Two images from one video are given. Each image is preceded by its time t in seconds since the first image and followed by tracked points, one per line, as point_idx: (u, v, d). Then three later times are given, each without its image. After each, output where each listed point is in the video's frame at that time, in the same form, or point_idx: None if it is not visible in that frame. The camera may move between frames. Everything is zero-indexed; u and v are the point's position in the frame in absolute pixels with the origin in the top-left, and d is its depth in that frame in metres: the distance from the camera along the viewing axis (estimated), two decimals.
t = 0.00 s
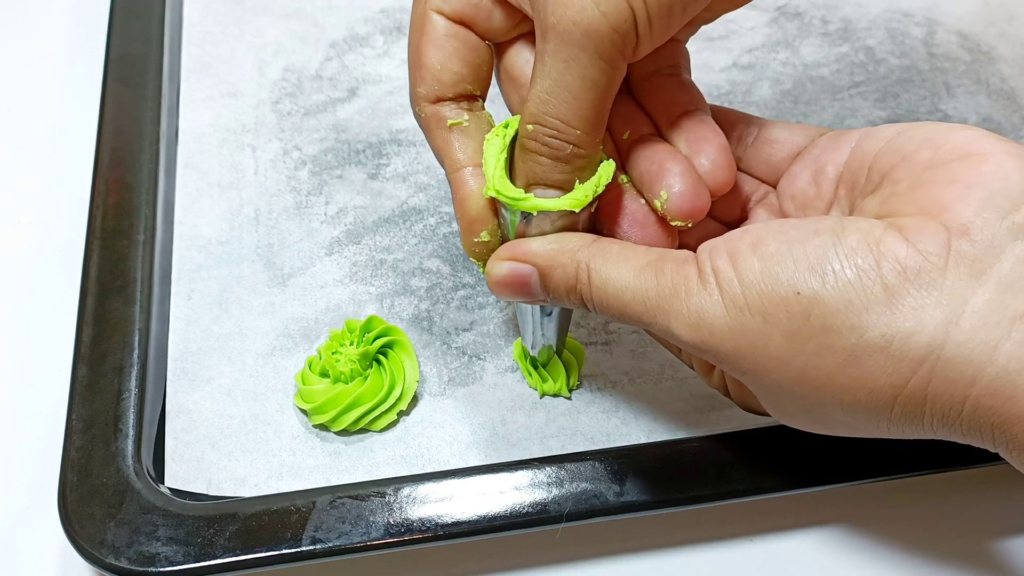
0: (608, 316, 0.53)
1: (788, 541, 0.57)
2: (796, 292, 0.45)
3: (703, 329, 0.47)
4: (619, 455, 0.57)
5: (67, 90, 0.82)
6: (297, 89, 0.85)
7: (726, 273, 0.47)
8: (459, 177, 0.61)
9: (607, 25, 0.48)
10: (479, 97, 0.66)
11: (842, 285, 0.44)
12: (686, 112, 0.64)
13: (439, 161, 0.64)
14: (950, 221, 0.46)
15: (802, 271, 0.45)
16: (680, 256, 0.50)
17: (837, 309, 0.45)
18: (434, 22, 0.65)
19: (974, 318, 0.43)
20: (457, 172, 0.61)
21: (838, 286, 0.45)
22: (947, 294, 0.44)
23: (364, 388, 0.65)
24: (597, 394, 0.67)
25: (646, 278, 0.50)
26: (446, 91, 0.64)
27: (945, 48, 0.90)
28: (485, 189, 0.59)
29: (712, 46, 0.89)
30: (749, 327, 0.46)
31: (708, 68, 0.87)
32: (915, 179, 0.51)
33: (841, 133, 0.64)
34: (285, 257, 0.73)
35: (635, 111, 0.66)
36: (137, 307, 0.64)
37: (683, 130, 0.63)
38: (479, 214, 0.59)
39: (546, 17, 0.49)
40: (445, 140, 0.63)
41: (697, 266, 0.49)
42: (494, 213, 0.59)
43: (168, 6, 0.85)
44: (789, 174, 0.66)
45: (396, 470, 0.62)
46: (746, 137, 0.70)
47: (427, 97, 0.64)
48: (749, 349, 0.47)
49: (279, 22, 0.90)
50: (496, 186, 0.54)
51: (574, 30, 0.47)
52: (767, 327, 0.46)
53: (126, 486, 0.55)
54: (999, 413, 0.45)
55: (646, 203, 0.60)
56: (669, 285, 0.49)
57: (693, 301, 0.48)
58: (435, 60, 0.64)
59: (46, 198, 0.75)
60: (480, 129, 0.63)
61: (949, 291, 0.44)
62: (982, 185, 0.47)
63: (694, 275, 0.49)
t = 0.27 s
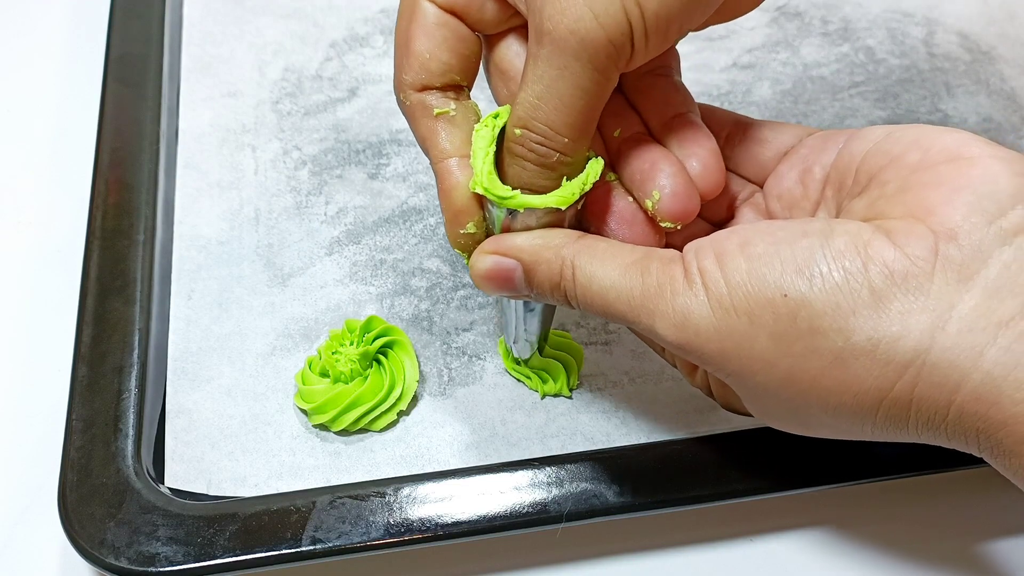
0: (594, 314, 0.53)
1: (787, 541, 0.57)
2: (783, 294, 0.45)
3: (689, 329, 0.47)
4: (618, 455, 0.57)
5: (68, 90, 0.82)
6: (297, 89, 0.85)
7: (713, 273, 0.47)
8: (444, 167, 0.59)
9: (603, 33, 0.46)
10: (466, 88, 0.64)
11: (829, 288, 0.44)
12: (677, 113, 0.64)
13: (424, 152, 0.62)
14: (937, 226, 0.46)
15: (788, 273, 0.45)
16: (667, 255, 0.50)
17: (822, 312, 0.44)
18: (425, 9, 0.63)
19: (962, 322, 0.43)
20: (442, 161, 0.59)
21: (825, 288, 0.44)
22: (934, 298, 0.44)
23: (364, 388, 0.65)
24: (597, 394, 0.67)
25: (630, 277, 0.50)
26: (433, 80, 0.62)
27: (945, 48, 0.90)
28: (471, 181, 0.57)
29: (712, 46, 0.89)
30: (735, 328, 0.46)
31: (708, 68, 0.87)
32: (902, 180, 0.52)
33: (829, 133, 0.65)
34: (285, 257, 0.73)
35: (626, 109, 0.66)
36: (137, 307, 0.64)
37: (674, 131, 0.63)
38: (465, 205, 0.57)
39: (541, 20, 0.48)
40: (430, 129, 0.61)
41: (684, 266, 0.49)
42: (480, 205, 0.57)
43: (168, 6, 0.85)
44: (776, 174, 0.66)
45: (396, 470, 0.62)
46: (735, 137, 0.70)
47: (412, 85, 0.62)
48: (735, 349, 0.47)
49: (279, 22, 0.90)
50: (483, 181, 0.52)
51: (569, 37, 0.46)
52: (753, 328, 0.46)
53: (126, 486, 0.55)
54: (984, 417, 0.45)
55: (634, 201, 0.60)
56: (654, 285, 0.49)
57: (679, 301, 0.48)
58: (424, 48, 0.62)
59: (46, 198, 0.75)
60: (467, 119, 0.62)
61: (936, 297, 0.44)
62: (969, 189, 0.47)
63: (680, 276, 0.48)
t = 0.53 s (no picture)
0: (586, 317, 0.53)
1: (787, 541, 0.57)
2: (779, 296, 0.45)
3: (682, 331, 0.47)
4: (617, 455, 0.57)
5: (68, 90, 0.82)
6: (297, 89, 0.85)
7: (707, 275, 0.47)
8: (430, 164, 0.59)
9: (591, 44, 0.47)
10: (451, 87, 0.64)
11: (826, 290, 0.44)
12: (670, 114, 0.64)
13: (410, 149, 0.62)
14: (935, 228, 0.46)
15: (784, 275, 0.45)
16: (659, 256, 0.50)
17: (819, 315, 0.44)
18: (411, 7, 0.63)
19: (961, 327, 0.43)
20: (429, 158, 0.59)
21: (822, 290, 0.44)
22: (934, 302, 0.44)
23: (364, 388, 0.65)
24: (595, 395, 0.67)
25: (622, 279, 0.49)
26: (418, 78, 0.62)
27: (945, 48, 0.90)
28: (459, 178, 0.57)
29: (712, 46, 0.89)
30: (729, 331, 0.46)
31: (708, 68, 0.88)
32: (896, 185, 0.52)
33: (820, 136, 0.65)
34: (285, 257, 0.73)
35: (616, 109, 0.65)
36: (137, 307, 0.64)
37: (665, 132, 0.63)
38: (454, 202, 0.57)
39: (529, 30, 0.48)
40: (415, 127, 0.61)
41: (677, 267, 0.49)
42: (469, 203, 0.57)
43: (168, 6, 0.85)
44: (767, 176, 0.66)
45: (395, 471, 0.62)
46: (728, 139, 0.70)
47: (396, 83, 0.62)
48: (729, 352, 0.47)
49: (279, 22, 0.90)
50: (474, 180, 0.52)
51: (558, 47, 0.47)
52: (748, 331, 0.46)
53: (126, 486, 0.55)
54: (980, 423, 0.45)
55: (625, 201, 0.59)
56: (647, 286, 0.48)
57: (672, 302, 0.47)
58: (409, 45, 0.62)
59: (46, 198, 0.75)
60: (452, 116, 0.62)
61: (934, 300, 0.44)
62: (966, 191, 0.47)
63: (673, 277, 0.48)
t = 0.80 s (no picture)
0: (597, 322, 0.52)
1: (786, 542, 0.57)
2: (795, 301, 0.45)
3: (695, 337, 0.47)
4: (618, 454, 0.57)
5: (68, 90, 0.82)
6: (297, 89, 0.85)
7: (721, 279, 0.46)
8: (432, 175, 0.59)
9: (593, 62, 0.46)
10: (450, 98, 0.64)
11: (844, 294, 0.44)
12: (674, 122, 0.64)
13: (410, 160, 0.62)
14: (955, 231, 0.46)
15: (802, 279, 0.45)
16: (671, 260, 0.50)
17: (838, 320, 0.44)
18: (409, 18, 0.63)
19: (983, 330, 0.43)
20: (431, 168, 0.59)
21: (840, 295, 0.44)
22: (954, 306, 0.44)
23: (364, 388, 0.65)
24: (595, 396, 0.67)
25: (634, 283, 0.49)
26: (417, 89, 0.62)
27: (945, 48, 0.90)
28: (463, 188, 0.57)
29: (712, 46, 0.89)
30: (746, 336, 0.46)
31: (708, 68, 0.87)
32: (912, 189, 0.51)
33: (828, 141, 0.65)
34: (285, 257, 0.73)
35: (618, 118, 0.66)
36: (138, 307, 0.64)
37: (670, 140, 0.63)
38: (458, 211, 0.57)
39: (530, 46, 0.47)
40: (416, 137, 0.61)
41: (690, 271, 0.48)
42: (473, 211, 0.57)
43: (167, 6, 0.85)
44: (774, 182, 0.66)
45: (395, 471, 0.62)
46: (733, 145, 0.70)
47: (395, 95, 0.62)
48: (743, 357, 0.46)
49: (279, 22, 0.90)
50: (480, 187, 0.52)
51: (560, 65, 0.46)
52: (763, 336, 0.45)
53: (126, 486, 0.55)
54: (997, 428, 0.44)
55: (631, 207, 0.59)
56: (660, 290, 0.48)
57: (685, 307, 0.47)
58: (407, 57, 0.62)
59: (47, 199, 0.74)
60: (453, 125, 0.62)
61: (954, 305, 0.44)
62: (985, 193, 0.47)
63: (686, 281, 0.48)
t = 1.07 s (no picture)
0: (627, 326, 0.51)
1: (786, 541, 0.57)
2: (831, 302, 0.44)
3: (727, 339, 0.46)
4: (619, 455, 0.57)
5: (68, 90, 0.82)
6: (297, 89, 0.85)
7: (754, 281, 0.46)
8: (452, 186, 0.59)
9: (614, 80, 0.46)
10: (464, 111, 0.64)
11: (881, 294, 0.43)
12: (693, 127, 0.64)
13: (430, 174, 0.62)
14: (994, 230, 0.46)
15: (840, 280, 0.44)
16: (701, 264, 0.49)
17: (876, 321, 0.43)
18: (422, 36, 0.63)
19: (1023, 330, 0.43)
20: (451, 179, 0.59)
21: (877, 295, 0.43)
22: (995, 307, 0.43)
23: (364, 388, 0.65)
24: (597, 396, 0.67)
25: (665, 284, 0.48)
26: (432, 104, 0.62)
27: (945, 48, 0.90)
28: (484, 197, 0.57)
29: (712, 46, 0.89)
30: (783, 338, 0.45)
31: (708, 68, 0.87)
32: (947, 188, 0.52)
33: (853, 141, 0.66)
34: (285, 257, 0.73)
35: (636, 124, 0.65)
36: (137, 307, 0.64)
37: (691, 145, 0.63)
38: (479, 218, 0.57)
39: (550, 64, 0.47)
40: (433, 151, 0.61)
41: (721, 274, 0.48)
42: (496, 217, 0.57)
43: (167, 6, 0.85)
44: (800, 185, 0.67)
45: (395, 471, 0.62)
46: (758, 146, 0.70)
47: (410, 110, 0.62)
48: (778, 360, 0.46)
49: (279, 22, 0.90)
50: (507, 192, 0.52)
51: (581, 84, 0.46)
52: (798, 338, 0.45)
53: (126, 486, 0.55)
54: None
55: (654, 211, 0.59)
56: (690, 293, 0.47)
57: (717, 309, 0.46)
58: (421, 73, 0.62)
59: (47, 199, 0.74)
60: (469, 135, 0.61)
61: (994, 305, 0.43)
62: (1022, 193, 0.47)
63: (718, 283, 0.47)
